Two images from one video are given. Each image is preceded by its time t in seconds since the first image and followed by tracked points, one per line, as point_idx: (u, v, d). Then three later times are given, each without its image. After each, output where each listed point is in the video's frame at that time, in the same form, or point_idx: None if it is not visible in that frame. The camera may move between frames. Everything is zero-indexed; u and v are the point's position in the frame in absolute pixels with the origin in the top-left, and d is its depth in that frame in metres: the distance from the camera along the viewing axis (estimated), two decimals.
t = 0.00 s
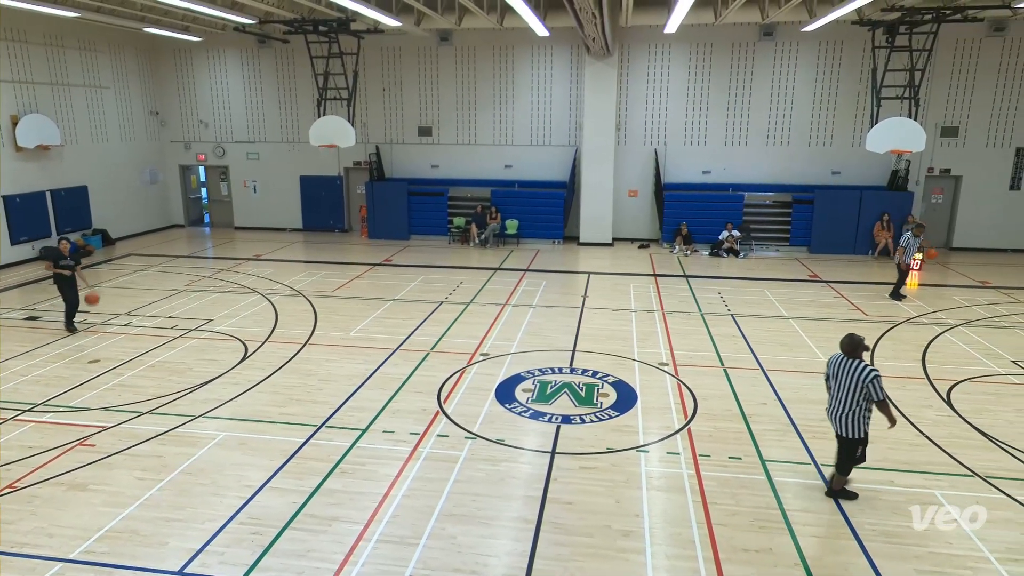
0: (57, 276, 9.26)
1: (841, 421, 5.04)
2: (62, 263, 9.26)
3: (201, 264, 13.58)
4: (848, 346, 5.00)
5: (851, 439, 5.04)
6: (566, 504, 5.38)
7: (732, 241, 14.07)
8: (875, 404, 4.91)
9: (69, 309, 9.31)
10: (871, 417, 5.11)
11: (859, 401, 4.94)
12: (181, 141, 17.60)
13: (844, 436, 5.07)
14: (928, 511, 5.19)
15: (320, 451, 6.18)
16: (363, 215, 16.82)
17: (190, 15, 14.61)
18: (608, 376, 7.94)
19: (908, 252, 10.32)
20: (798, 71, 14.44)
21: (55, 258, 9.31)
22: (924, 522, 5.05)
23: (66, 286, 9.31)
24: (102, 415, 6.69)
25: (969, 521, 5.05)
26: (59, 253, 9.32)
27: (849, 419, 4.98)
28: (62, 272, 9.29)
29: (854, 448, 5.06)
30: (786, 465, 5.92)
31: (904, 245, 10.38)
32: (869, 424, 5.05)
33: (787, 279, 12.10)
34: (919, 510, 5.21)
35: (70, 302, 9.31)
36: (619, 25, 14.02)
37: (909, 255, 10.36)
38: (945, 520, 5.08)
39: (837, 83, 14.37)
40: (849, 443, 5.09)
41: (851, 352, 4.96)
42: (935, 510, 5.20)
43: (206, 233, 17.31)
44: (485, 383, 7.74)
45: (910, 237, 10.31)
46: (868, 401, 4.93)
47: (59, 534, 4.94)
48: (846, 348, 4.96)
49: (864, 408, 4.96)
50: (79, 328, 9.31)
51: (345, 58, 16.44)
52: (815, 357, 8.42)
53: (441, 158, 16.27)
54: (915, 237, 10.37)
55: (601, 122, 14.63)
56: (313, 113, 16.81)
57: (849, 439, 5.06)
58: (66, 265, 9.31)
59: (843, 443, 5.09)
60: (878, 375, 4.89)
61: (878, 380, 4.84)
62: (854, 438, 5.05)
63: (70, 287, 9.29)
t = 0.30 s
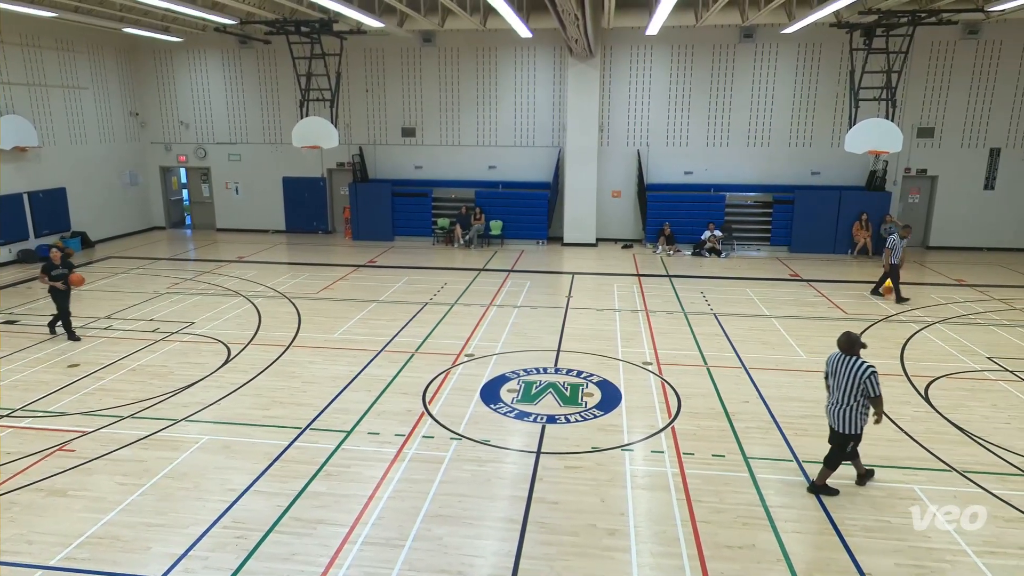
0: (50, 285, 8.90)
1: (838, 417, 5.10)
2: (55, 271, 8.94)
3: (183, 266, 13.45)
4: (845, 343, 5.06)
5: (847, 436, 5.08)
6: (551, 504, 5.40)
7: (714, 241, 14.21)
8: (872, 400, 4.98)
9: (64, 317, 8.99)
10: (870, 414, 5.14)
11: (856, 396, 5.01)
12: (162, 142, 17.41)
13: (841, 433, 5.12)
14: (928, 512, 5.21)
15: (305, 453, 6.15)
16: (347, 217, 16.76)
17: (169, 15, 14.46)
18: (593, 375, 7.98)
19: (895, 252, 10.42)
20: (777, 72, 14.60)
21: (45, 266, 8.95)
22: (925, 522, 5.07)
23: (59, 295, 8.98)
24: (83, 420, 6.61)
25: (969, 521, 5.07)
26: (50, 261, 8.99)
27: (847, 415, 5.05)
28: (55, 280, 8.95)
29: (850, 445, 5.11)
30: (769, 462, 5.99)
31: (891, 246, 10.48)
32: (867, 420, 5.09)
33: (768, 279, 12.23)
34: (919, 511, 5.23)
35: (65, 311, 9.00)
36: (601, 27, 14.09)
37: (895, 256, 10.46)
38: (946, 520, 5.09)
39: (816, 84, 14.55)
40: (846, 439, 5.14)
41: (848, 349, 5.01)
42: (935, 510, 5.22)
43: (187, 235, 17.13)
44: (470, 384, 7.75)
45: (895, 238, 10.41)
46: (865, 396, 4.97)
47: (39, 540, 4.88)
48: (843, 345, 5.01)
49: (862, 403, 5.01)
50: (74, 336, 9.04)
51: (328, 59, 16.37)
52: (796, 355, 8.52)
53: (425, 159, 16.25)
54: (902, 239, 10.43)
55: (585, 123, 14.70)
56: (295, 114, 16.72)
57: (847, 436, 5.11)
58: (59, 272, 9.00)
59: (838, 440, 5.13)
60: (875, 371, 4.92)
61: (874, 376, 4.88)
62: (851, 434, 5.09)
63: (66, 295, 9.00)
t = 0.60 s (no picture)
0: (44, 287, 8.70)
1: (839, 408, 5.28)
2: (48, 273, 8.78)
3: (164, 268, 13.30)
4: (841, 336, 5.26)
5: (847, 425, 5.27)
6: (537, 504, 5.42)
7: (696, 241, 14.32)
8: (869, 390, 5.12)
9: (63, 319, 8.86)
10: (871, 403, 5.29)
11: (852, 388, 5.18)
12: (142, 144, 17.22)
13: (844, 423, 5.30)
14: (929, 511, 5.23)
15: (289, 456, 6.12)
16: (330, 218, 16.67)
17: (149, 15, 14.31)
18: (578, 375, 8.02)
19: (880, 254, 10.58)
20: (758, 74, 14.75)
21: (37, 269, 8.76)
22: (926, 522, 5.08)
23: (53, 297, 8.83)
24: (62, 424, 6.52)
25: (969, 521, 5.09)
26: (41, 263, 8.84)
27: (846, 406, 5.23)
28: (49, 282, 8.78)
29: (852, 434, 5.29)
30: (752, 459, 6.06)
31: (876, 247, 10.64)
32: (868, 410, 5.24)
33: (750, 278, 12.36)
34: (920, 509, 5.25)
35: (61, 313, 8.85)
36: (584, 28, 14.15)
37: (880, 257, 10.62)
38: (946, 520, 5.10)
39: (795, 85, 14.72)
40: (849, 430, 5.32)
41: (843, 341, 5.23)
42: (935, 510, 5.23)
43: (168, 237, 16.94)
44: (455, 384, 7.75)
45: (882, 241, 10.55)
46: (861, 386, 5.12)
47: (18, 547, 4.81)
48: (838, 337, 5.24)
49: (859, 394, 5.17)
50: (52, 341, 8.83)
51: (310, 60, 16.29)
52: (778, 353, 8.62)
53: (408, 159, 16.22)
54: (890, 242, 10.50)
55: (568, 124, 14.75)
56: (278, 115, 16.60)
57: (850, 426, 5.28)
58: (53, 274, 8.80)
59: (839, 430, 5.32)
60: (870, 361, 5.09)
61: (868, 366, 5.04)
62: (854, 424, 5.26)
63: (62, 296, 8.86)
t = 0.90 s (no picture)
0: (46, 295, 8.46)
1: (832, 401, 5.39)
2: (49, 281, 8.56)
3: (143, 270, 13.14)
4: (837, 330, 5.31)
5: (835, 416, 5.43)
6: (521, 504, 5.43)
7: (679, 241, 14.43)
8: (860, 384, 5.23)
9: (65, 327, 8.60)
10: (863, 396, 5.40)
11: (842, 381, 5.28)
12: (120, 144, 16.99)
13: (836, 415, 5.43)
14: (928, 511, 5.22)
15: (272, 459, 6.08)
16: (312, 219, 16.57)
17: (126, 14, 14.13)
18: (562, 375, 8.04)
19: (863, 253, 10.71)
20: (738, 75, 14.89)
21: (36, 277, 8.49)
22: (924, 522, 5.08)
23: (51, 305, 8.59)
24: (39, 430, 6.42)
25: (969, 521, 5.08)
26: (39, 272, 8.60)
27: (835, 398, 5.37)
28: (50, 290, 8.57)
29: (839, 424, 5.44)
30: (735, 456, 6.12)
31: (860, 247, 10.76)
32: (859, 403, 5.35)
33: (731, 276, 12.48)
34: (919, 510, 5.24)
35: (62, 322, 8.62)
36: (566, 28, 14.19)
37: (864, 256, 10.76)
38: (945, 520, 5.10)
39: (775, 86, 14.89)
40: (841, 422, 5.44)
41: (838, 335, 5.29)
42: (935, 510, 5.23)
43: (148, 239, 16.74)
44: (439, 385, 7.74)
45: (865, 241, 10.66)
46: (852, 381, 5.23)
47: None
48: (833, 332, 5.29)
49: (850, 388, 5.27)
50: (33, 344, 8.72)
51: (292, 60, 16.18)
52: (760, 351, 8.71)
53: (391, 160, 16.16)
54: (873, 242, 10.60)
55: (550, 125, 14.79)
56: (258, 115, 16.47)
57: (842, 417, 5.41)
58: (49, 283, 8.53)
59: (828, 420, 5.48)
60: (863, 356, 5.18)
61: (860, 360, 5.14)
62: (846, 416, 5.39)
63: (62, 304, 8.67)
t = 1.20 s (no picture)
0: (35, 299, 8.18)
1: (830, 399, 5.45)
2: (41, 283, 8.30)
3: (122, 273, 12.96)
4: (837, 329, 5.39)
5: (831, 414, 5.49)
6: (506, 503, 5.44)
7: (661, 240, 14.52)
8: (860, 383, 5.31)
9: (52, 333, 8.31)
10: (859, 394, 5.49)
11: (844, 380, 5.36)
12: (97, 145, 16.75)
13: (833, 413, 5.49)
14: (928, 512, 5.21)
15: (254, 462, 6.02)
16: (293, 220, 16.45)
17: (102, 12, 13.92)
18: (546, 374, 8.06)
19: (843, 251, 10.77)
20: (718, 76, 15.02)
21: (26, 280, 8.22)
22: (924, 522, 5.08)
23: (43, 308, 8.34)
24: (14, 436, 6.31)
25: (970, 521, 5.08)
26: (31, 275, 8.35)
27: (833, 396, 5.43)
28: (41, 293, 8.30)
29: (833, 422, 5.52)
30: (717, 454, 6.17)
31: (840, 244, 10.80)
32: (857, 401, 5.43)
33: (713, 275, 12.59)
34: (919, 511, 5.23)
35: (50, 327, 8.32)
36: (548, 29, 14.22)
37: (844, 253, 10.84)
38: (945, 520, 5.10)
39: (754, 87, 15.04)
40: (838, 420, 5.51)
41: (839, 335, 5.35)
42: (935, 510, 5.23)
43: (125, 241, 16.51)
44: (423, 386, 7.72)
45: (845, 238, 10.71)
46: (852, 379, 5.30)
47: None
48: (835, 331, 5.35)
49: (850, 386, 5.35)
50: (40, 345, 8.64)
51: (271, 60, 16.04)
52: (741, 349, 8.80)
53: (373, 161, 16.08)
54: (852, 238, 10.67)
55: (533, 125, 14.81)
56: (238, 115, 16.31)
57: (839, 416, 5.48)
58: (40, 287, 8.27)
59: (822, 417, 5.54)
60: (863, 355, 5.26)
61: (862, 360, 5.22)
62: (844, 414, 5.46)
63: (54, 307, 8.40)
